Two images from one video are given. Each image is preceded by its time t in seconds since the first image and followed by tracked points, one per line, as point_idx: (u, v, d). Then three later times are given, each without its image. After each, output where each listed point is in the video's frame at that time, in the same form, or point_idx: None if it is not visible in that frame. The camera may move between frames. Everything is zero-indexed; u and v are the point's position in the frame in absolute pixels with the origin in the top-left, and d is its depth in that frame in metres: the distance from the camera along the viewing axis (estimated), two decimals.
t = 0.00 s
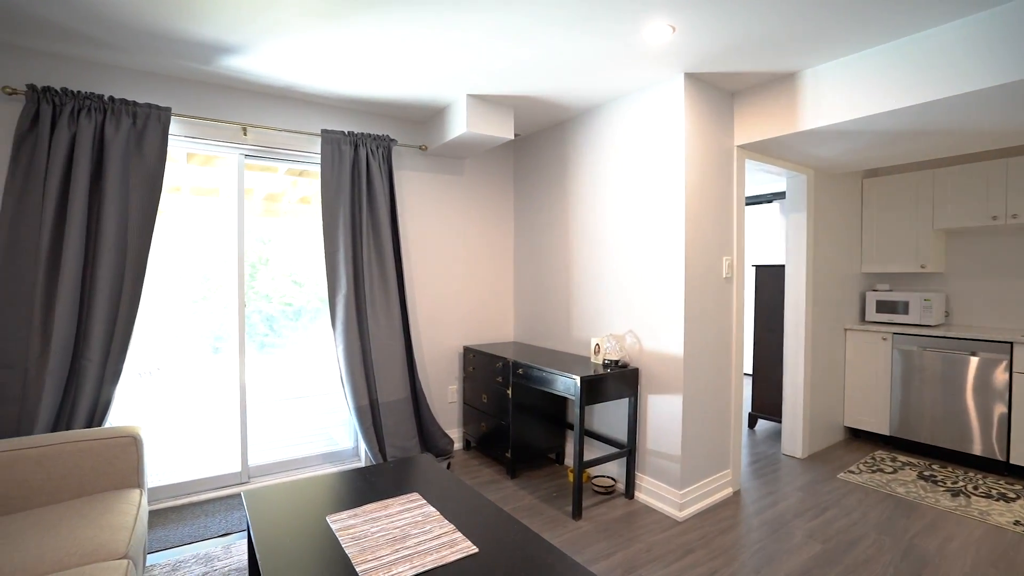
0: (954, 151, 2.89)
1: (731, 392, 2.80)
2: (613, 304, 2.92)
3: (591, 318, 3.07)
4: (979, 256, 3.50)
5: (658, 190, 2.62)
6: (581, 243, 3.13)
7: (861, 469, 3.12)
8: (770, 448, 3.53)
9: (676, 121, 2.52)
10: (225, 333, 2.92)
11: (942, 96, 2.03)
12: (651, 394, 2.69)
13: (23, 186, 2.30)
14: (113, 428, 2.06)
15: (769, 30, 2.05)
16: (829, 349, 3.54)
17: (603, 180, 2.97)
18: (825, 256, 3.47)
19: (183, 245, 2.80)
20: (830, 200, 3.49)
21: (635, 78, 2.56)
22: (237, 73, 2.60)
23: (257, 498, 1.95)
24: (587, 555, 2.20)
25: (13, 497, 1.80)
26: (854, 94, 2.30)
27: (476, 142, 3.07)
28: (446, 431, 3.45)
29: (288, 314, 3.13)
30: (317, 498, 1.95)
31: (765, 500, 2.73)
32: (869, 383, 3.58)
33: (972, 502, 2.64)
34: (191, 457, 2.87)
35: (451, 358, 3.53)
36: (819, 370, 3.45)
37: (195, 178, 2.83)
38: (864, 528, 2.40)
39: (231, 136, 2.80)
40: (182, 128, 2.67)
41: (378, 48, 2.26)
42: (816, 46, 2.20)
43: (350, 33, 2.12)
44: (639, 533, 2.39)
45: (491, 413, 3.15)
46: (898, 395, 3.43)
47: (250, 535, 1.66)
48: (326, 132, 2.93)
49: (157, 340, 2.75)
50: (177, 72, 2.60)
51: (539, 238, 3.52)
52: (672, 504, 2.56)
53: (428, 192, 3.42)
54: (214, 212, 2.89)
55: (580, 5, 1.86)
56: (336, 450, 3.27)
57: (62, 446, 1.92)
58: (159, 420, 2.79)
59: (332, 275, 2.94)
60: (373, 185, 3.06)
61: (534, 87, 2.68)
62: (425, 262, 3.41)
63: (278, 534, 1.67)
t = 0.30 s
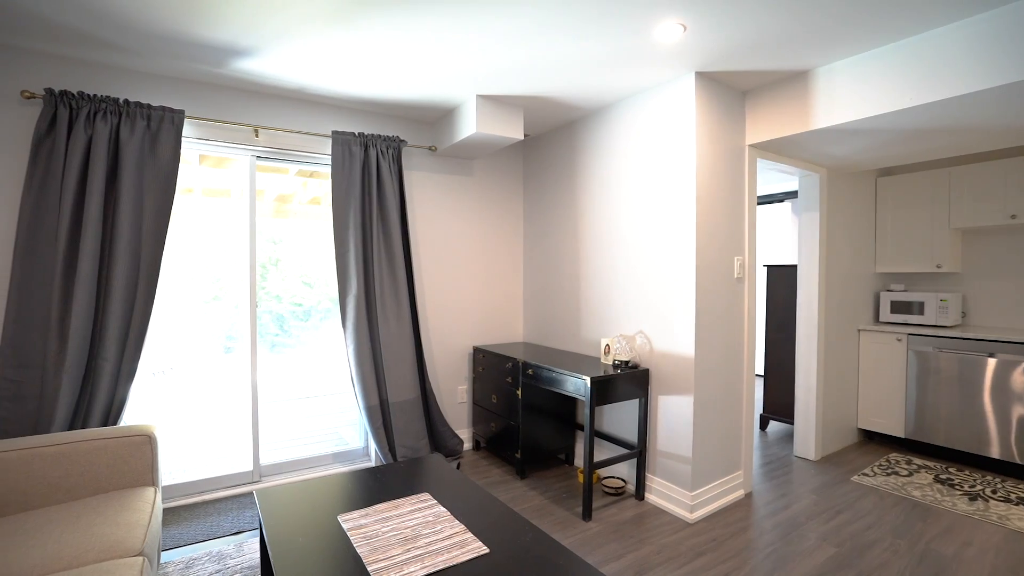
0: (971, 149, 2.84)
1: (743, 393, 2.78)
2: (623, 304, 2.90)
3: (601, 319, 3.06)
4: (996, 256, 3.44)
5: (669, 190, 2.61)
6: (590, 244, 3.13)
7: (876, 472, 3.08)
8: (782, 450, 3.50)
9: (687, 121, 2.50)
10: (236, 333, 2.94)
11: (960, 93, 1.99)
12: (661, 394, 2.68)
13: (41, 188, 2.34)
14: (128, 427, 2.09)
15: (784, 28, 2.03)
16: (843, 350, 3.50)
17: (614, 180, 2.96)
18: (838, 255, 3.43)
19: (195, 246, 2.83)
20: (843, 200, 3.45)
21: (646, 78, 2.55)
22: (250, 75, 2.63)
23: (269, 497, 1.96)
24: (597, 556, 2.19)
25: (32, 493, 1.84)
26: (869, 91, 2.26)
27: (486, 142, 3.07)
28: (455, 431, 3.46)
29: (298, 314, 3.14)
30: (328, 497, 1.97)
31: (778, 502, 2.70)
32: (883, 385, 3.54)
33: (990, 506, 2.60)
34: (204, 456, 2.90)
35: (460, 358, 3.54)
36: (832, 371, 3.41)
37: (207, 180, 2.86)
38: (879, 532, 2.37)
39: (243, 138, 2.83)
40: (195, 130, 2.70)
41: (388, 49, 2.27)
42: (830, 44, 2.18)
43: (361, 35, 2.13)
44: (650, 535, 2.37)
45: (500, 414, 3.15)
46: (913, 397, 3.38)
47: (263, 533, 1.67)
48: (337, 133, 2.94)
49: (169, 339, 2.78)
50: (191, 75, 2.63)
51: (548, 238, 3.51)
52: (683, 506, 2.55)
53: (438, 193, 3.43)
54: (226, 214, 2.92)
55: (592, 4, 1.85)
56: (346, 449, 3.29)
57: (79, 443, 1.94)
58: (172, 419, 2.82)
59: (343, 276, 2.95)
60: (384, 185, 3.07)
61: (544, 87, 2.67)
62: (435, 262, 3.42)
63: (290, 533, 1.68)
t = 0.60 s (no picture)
0: (989, 147, 2.79)
1: (756, 394, 2.75)
2: (634, 305, 2.89)
3: (612, 319, 3.05)
4: (1015, 255, 3.38)
5: (680, 189, 2.59)
6: (601, 243, 3.12)
7: (892, 475, 3.04)
8: (795, 451, 3.46)
9: (699, 120, 2.48)
10: (247, 333, 2.97)
11: (978, 89, 1.96)
12: (673, 395, 2.66)
13: (60, 190, 2.38)
14: (144, 425, 2.11)
15: (797, 25, 2.01)
16: (857, 351, 3.45)
17: (625, 180, 2.95)
18: (852, 255, 3.39)
19: (208, 247, 2.86)
20: (858, 198, 3.41)
21: (657, 77, 2.53)
22: (262, 78, 2.65)
23: (282, 495, 1.98)
24: (609, 557, 2.18)
25: (51, 490, 1.87)
26: (884, 88, 2.23)
27: (496, 142, 3.07)
28: (466, 431, 3.46)
29: (308, 314, 3.16)
30: (340, 496, 1.98)
31: (792, 505, 2.67)
32: (899, 386, 3.49)
33: (1010, 511, 2.55)
34: (217, 455, 2.93)
35: (471, 358, 3.54)
36: (846, 372, 3.37)
37: (220, 181, 2.88)
38: (895, 535, 2.33)
39: (256, 140, 2.85)
40: (209, 132, 2.73)
41: (399, 50, 2.28)
42: (844, 41, 2.15)
43: (372, 36, 2.14)
44: (661, 536, 2.36)
45: (511, 414, 3.15)
46: (930, 399, 3.33)
47: (276, 531, 1.68)
48: (348, 134, 2.96)
49: (181, 339, 2.80)
50: (205, 78, 2.67)
51: (558, 238, 3.51)
52: (694, 508, 2.53)
53: (448, 193, 3.44)
54: (238, 214, 2.94)
55: (602, 3, 1.85)
56: (357, 449, 3.30)
57: (96, 441, 1.97)
58: (186, 418, 2.85)
59: (354, 275, 2.97)
60: (394, 186, 3.09)
61: (554, 87, 2.67)
62: (446, 263, 3.43)
63: (303, 532, 1.69)
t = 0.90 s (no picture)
0: (1010, 145, 2.73)
1: (769, 396, 2.72)
2: (646, 305, 2.87)
3: (624, 319, 3.03)
4: None
5: (693, 189, 2.57)
6: (613, 243, 3.10)
7: (909, 478, 2.99)
8: (809, 454, 3.42)
9: (712, 119, 2.46)
10: (260, 333, 2.99)
11: (999, 86, 1.92)
12: (685, 396, 2.64)
13: (78, 192, 2.42)
14: (160, 424, 2.14)
15: (812, 23, 1.99)
16: (873, 353, 3.41)
17: (636, 179, 2.93)
18: (868, 255, 3.34)
19: (222, 248, 2.89)
20: (873, 197, 3.36)
21: (669, 75, 2.52)
22: (276, 80, 2.68)
23: (295, 494, 1.99)
24: (620, 559, 2.17)
25: (71, 487, 1.90)
26: (901, 85, 2.19)
27: (507, 143, 3.07)
28: (476, 432, 3.47)
29: (319, 315, 3.18)
30: (352, 496, 1.99)
31: (806, 508, 2.64)
32: (916, 388, 3.43)
33: None
34: (230, 453, 2.96)
35: (482, 359, 3.55)
36: (862, 374, 3.32)
37: (233, 183, 2.91)
38: (913, 540, 2.30)
39: (269, 142, 2.88)
40: (222, 134, 2.76)
41: (411, 52, 2.28)
42: (861, 38, 2.12)
43: (384, 38, 2.15)
44: (673, 538, 2.34)
45: (522, 415, 3.14)
46: (948, 401, 3.27)
47: (290, 530, 1.70)
48: (360, 136, 2.98)
49: (194, 339, 2.83)
50: (219, 81, 2.70)
51: (569, 238, 3.50)
52: (707, 510, 2.51)
53: (459, 194, 3.44)
54: (251, 215, 2.97)
55: (613, 3, 1.84)
56: (368, 448, 3.32)
57: (115, 439, 2.00)
58: (200, 417, 2.88)
59: (366, 276, 2.99)
60: (406, 187, 3.10)
61: (565, 87, 2.67)
62: (457, 263, 3.44)
63: (317, 531, 1.70)
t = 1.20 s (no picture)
0: None
1: (782, 397, 2.69)
2: (657, 305, 2.86)
3: (634, 320, 3.02)
4: None
5: (704, 188, 2.56)
6: (623, 243, 3.09)
7: (924, 482, 2.95)
8: (822, 456, 3.39)
9: (724, 118, 2.44)
10: (270, 333, 3.01)
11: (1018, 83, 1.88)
12: (696, 397, 2.63)
13: (94, 193, 2.46)
14: (174, 423, 2.16)
15: (826, 20, 1.96)
16: (887, 354, 3.36)
17: (647, 179, 2.92)
18: (882, 254, 3.30)
19: (234, 249, 2.92)
20: (887, 196, 3.32)
21: (680, 74, 2.50)
22: (287, 82, 2.70)
23: (307, 493, 2.01)
24: (631, 561, 2.16)
25: (87, 485, 1.93)
26: (917, 83, 2.16)
27: (517, 143, 3.07)
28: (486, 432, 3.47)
29: (329, 315, 3.19)
30: (363, 495, 2.00)
31: (820, 510, 2.61)
32: (932, 390, 3.38)
33: None
34: (242, 453, 2.98)
35: (492, 359, 3.55)
36: (876, 375, 3.28)
37: (244, 184, 2.94)
38: (929, 545, 2.26)
39: (280, 143, 2.90)
40: (234, 136, 2.78)
41: (420, 53, 2.29)
42: (875, 35, 2.09)
43: (394, 39, 2.16)
44: (684, 540, 2.33)
45: (531, 415, 3.14)
46: (965, 404, 3.22)
47: (302, 529, 1.71)
48: (370, 137, 2.99)
49: (206, 338, 2.86)
50: (232, 83, 2.72)
51: (579, 238, 3.49)
52: (718, 512, 2.49)
53: (468, 194, 3.45)
54: (262, 216, 2.99)
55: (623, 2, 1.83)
56: (378, 448, 3.33)
57: (130, 438, 2.02)
58: (212, 416, 2.91)
59: (376, 276, 3.00)
60: (416, 188, 3.11)
61: (575, 87, 2.66)
62: (466, 264, 3.44)
63: (328, 530, 1.71)
